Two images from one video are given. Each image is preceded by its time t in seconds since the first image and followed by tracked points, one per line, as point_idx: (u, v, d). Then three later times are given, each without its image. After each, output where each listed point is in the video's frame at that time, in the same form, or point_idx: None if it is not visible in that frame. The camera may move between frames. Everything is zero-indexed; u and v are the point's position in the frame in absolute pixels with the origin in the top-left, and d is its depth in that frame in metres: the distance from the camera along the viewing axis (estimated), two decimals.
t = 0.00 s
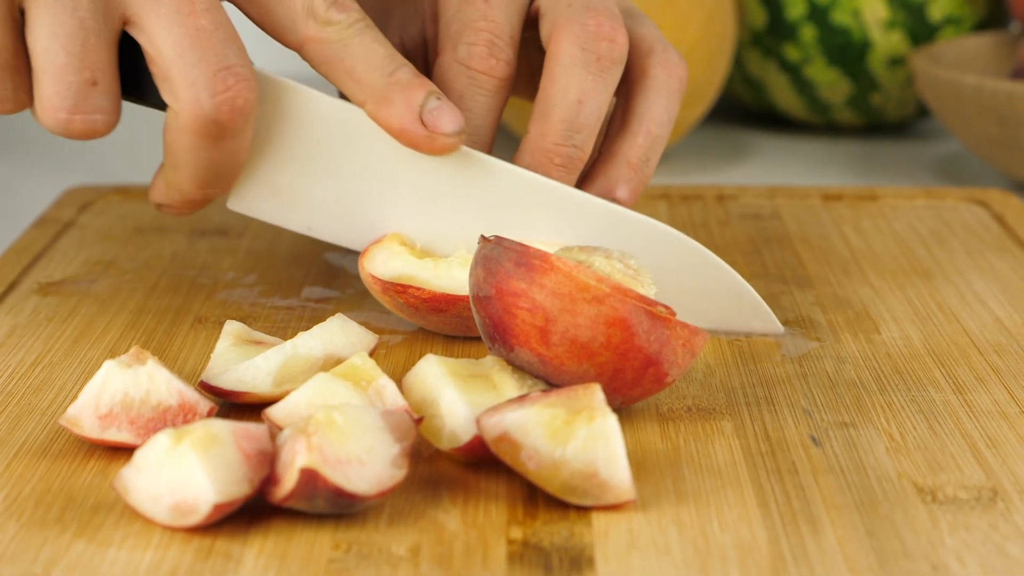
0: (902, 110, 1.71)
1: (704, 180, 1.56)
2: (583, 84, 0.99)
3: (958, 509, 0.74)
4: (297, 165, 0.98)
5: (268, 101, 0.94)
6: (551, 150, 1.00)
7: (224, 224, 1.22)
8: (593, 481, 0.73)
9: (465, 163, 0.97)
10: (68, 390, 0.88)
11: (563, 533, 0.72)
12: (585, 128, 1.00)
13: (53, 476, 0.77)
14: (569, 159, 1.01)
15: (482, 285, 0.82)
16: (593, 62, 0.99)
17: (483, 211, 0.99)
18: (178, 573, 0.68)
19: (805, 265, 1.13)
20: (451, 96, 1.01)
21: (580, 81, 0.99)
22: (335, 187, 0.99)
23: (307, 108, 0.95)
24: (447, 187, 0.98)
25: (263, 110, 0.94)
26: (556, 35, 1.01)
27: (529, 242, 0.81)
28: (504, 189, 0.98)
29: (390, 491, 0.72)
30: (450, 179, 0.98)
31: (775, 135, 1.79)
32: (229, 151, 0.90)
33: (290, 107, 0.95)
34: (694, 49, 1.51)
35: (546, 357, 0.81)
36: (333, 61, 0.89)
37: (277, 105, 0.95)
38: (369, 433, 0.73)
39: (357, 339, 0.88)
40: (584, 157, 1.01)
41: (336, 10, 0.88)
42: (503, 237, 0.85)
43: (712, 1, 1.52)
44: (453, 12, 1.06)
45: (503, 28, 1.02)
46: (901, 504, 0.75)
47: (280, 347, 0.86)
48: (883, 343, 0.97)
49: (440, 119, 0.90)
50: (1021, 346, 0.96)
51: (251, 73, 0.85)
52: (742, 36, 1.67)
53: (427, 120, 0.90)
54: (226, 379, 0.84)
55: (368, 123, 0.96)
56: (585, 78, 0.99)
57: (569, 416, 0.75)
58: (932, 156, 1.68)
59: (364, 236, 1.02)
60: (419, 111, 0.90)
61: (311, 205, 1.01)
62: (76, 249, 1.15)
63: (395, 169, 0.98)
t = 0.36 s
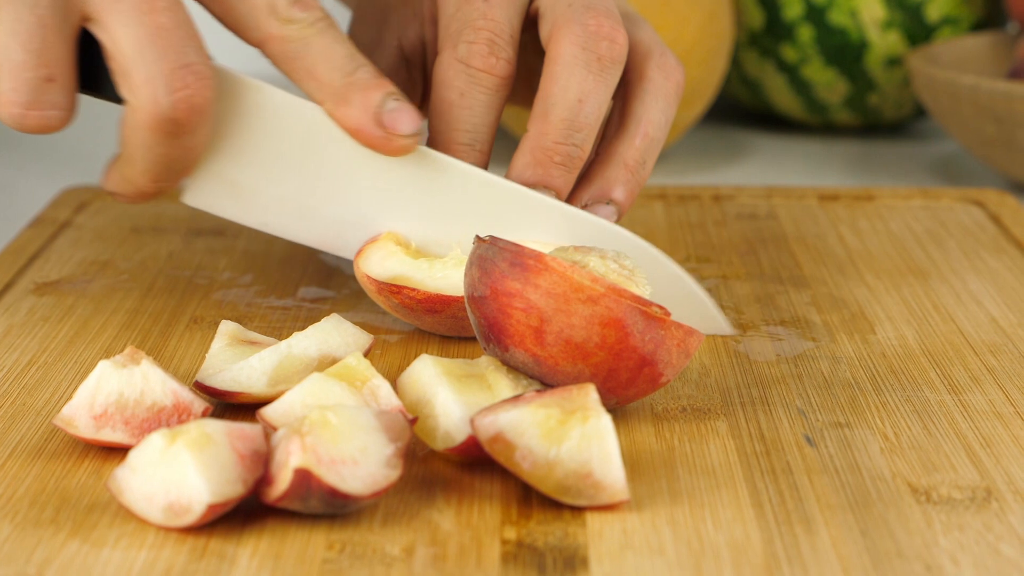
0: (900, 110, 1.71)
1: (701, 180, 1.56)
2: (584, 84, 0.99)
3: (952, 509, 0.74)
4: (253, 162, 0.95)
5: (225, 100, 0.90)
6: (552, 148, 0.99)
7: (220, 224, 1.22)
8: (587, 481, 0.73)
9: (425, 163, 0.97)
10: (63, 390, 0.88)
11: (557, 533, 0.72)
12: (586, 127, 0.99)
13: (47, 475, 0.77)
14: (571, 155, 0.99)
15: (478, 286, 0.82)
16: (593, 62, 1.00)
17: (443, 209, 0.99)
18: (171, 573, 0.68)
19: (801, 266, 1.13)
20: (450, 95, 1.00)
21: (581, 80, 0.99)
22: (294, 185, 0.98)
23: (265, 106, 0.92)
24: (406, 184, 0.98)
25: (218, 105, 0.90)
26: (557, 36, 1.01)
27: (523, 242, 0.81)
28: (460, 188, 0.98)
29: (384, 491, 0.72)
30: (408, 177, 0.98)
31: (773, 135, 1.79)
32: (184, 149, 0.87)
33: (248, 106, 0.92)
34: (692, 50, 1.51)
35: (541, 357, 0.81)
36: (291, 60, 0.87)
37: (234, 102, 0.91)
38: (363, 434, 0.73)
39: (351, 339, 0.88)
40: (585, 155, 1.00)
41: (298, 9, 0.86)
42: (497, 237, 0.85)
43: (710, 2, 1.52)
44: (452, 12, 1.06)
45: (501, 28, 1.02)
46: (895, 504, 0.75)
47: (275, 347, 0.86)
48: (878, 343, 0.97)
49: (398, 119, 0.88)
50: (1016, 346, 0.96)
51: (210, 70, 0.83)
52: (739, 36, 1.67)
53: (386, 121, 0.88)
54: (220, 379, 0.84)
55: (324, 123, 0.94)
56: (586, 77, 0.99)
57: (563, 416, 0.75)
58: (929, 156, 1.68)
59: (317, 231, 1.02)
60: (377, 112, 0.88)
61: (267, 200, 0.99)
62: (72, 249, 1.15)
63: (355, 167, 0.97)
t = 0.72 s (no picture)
0: (898, 110, 1.71)
1: (698, 180, 1.56)
2: (587, 86, 1.00)
3: (947, 509, 0.74)
4: (76, 149, 0.94)
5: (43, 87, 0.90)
6: (553, 148, 0.98)
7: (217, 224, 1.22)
8: (581, 482, 0.73)
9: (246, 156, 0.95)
10: (58, 390, 0.88)
11: (551, 533, 0.72)
12: (587, 128, 0.99)
13: (41, 475, 0.77)
14: (571, 156, 0.98)
15: (472, 286, 0.82)
16: (596, 65, 1.01)
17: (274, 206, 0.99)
18: (164, 573, 0.68)
19: (796, 265, 1.13)
20: (451, 91, 0.99)
21: (585, 81, 1.00)
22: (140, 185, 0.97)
23: (87, 94, 0.91)
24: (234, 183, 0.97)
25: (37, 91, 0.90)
26: (559, 38, 1.03)
27: (518, 242, 0.81)
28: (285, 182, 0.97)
29: (377, 491, 0.72)
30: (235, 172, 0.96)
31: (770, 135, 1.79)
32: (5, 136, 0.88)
33: (69, 94, 0.90)
34: (690, 50, 1.51)
35: (535, 357, 0.81)
36: (114, 50, 0.88)
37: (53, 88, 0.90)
38: (357, 434, 0.73)
39: (346, 338, 0.88)
40: (584, 157, 0.99)
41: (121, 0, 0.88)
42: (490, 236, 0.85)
43: (706, 2, 1.52)
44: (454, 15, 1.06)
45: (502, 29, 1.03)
46: (889, 504, 0.75)
47: (269, 347, 0.86)
48: (873, 343, 0.97)
49: (217, 112, 0.88)
50: (1011, 346, 0.96)
51: (26, 60, 0.86)
52: (736, 36, 1.67)
53: (204, 113, 0.88)
54: (215, 379, 0.84)
55: (144, 114, 0.92)
56: (588, 79, 1.00)
57: (557, 417, 0.75)
58: (927, 156, 1.68)
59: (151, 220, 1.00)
60: (196, 105, 0.87)
61: (100, 191, 0.97)
62: (68, 249, 1.15)
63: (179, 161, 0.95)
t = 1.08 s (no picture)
0: (895, 110, 1.71)
1: (695, 180, 1.56)
2: (581, 94, 1.00)
3: (940, 509, 0.74)
4: None
5: None
6: (542, 152, 0.98)
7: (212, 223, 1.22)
8: (574, 482, 0.73)
9: (49, 150, 0.97)
10: (52, 390, 0.88)
11: (544, 533, 0.72)
12: (577, 135, 1.00)
13: (35, 475, 0.77)
14: (558, 161, 0.99)
15: (466, 286, 0.82)
16: (592, 74, 1.01)
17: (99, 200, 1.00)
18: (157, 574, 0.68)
19: (791, 265, 1.13)
20: (446, 87, 0.99)
21: (579, 89, 1.00)
22: (6, 203, 1.00)
23: None
24: (49, 179, 0.99)
25: None
26: (559, 46, 1.03)
27: (512, 243, 0.81)
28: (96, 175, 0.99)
29: (371, 492, 0.73)
30: (44, 168, 0.98)
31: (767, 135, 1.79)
32: None
33: None
34: (686, 51, 1.51)
35: (529, 357, 0.81)
36: None
37: None
38: (350, 434, 0.73)
39: (340, 339, 0.88)
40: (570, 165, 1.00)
41: None
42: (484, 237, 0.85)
43: (703, 2, 1.52)
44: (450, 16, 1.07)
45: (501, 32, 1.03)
46: (883, 504, 0.75)
47: (263, 347, 0.86)
48: (868, 343, 0.97)
49: (22, 110, 0.92)
50: (1005, 346, 0.96)
51: None
52: (733, 36, 1.67)
53: (8, 111, 0.92)
54: (209, 380, 0.84)
55: None
56: (583, 86, 1.00)
57: (550, 417, 0.75)
58: (923, 156, 1.68)
59: None
60: None
61: None
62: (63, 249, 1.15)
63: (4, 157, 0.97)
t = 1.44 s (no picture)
0: (891, 110, 1.71)
1: (691, 180, 1.57)
2: (556, 104, 1.01)
3: (932, 509, 0.74)
4: None
5: None
6: (516, 162, 0.99)
7: (207, 224, 1.22)
8: (566, 482, 0.73)
9: None
10: (45, 389, 0.88)
11: (536, 533, 0.72)
12: (551, 146, 1.01)
13: (27, 475, 0.77)
14: (532, 170, 0.99)
15: (459, 286, 0.82)
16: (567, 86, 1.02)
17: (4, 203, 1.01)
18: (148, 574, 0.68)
19: (785, 266, 1.13)
20: (422, 93, 1.00)
21: (554, 100, 1.01)
22: None
23: None
24: None
25: None
26: (534, 58, 1.04)
27: (506, 243, 0.81)
28: None
29: (362, 492, 0.73)
30: None
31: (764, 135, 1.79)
32: None
33: None
34: (681, 52, 1.50)
35: (521, 357, 0.81)
36: None
37: None
38: (342, 434, 0.73)
39: (333, 339, 0.88)
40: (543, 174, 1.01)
41: None
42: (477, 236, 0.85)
43: (699, 3, 1.52)
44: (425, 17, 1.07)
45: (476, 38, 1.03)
46: (875, 504, 0.75)
47: (256, 347, 0.86)
48: (862, 344, 0.97)
49: None
50: (999, 346, 0.96)
51: None
52: (729, 37, 1.67)
53: None
54: (202, 380, 0.84)
55: None
56: (557, 98, 1.02)
57: (542, 417, 0.75)
58: (919, 156, 1.68)
59: None
60: None
61: None
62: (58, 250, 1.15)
63: None
